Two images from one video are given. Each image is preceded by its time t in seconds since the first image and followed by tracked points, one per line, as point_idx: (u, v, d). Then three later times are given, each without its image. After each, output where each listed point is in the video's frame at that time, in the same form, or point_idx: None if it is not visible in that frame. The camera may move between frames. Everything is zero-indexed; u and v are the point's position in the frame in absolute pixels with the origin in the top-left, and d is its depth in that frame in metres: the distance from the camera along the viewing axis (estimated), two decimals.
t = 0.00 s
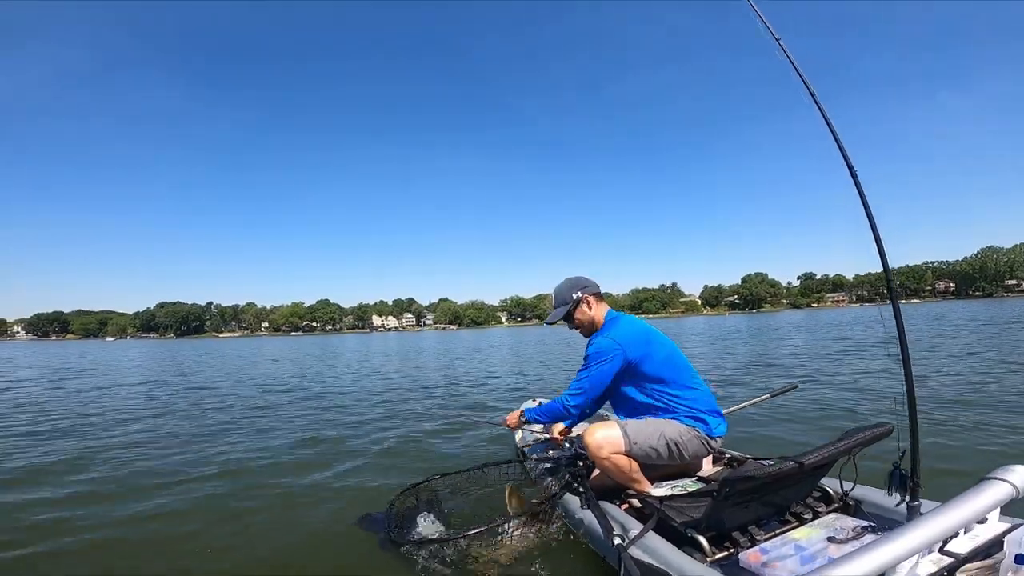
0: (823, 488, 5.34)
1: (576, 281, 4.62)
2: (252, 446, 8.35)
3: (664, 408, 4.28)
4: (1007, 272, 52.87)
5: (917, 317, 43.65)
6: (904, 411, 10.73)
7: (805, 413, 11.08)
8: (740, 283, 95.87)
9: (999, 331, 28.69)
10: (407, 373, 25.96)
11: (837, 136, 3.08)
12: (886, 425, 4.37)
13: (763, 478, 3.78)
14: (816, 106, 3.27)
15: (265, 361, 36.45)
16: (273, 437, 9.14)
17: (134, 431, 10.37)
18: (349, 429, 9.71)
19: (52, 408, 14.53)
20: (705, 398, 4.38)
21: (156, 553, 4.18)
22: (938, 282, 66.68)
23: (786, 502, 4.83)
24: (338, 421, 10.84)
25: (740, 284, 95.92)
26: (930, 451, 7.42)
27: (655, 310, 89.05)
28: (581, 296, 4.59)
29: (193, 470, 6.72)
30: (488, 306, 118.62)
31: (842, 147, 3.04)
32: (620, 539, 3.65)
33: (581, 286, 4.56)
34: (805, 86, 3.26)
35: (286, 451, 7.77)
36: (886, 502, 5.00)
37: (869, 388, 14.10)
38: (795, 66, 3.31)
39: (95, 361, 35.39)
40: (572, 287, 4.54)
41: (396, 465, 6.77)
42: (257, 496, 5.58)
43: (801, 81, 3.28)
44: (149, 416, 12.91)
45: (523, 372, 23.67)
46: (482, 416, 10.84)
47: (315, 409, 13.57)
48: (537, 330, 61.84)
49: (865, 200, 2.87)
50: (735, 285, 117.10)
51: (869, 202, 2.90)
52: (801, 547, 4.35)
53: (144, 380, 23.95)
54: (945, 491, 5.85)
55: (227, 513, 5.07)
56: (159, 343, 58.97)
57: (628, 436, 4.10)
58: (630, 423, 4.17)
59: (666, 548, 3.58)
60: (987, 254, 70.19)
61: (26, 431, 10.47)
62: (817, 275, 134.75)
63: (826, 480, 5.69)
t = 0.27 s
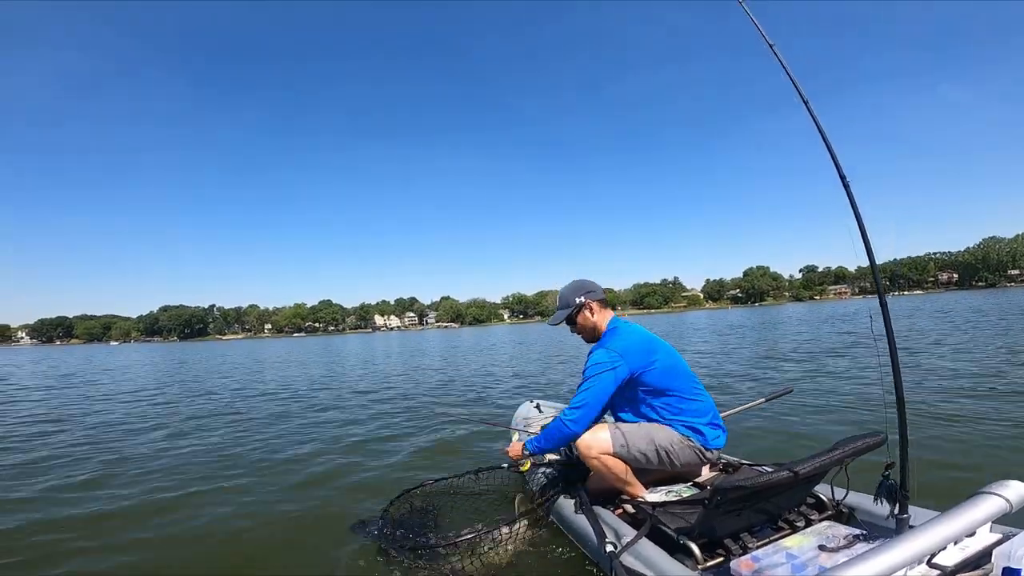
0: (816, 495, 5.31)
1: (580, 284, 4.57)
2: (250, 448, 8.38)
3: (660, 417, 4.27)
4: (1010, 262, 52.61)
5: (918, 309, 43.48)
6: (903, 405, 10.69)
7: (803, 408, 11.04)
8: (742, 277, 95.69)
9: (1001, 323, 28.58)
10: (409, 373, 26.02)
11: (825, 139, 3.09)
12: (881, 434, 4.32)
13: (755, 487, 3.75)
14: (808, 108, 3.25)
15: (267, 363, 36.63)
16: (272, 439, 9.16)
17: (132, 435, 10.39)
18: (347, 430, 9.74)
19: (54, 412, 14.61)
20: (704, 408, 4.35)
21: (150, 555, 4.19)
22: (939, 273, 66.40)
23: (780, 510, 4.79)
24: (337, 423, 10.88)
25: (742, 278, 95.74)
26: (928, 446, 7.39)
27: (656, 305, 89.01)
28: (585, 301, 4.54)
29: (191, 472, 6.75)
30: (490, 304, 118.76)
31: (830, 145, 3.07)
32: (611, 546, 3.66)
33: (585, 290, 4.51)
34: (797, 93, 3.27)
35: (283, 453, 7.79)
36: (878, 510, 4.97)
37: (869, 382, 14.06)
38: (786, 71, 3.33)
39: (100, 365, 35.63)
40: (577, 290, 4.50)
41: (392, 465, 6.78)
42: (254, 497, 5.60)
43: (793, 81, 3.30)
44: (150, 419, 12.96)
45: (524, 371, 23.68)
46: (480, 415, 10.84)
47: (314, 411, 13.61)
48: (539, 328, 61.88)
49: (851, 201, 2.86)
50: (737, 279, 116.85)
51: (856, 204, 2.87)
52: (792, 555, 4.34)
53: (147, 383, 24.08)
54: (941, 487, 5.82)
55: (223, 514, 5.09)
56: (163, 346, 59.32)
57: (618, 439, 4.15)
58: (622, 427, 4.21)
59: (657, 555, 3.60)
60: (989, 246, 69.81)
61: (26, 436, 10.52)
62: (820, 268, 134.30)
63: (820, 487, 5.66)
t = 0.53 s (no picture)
0: (816, 492, 5.33)
1: (586, 281, 4.70)
2: (256, 447, 8.46)
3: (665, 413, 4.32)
4: (1017, 251, 52.17)
5: (923, 299, 43.27)
6: (906, 395, 10.68)
7: (806, 400, 11.05)
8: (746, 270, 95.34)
9: (1007, 313, 28.40)
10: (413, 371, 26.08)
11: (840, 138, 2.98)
12: (884, 430, 4.34)
13: (759, 480, 3.79)
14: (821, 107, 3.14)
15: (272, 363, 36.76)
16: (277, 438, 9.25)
17: (139, 436, 10.51)
18: (351, 428, 9.82)
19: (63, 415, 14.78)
20: (707, 405, 4.41)
21: (160, 553, 4.27)
22: (945, 263, 65.99)
23: (781, 505, 4.82)
24: (341, 421, 10.95)
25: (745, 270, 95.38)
26: (930, 436, 7.40)
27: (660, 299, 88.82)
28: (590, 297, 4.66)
29: (199, 472, 6.83)
30: (494, 300, 118.86)
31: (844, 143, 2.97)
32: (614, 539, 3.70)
33: (591, 287, 4.64)
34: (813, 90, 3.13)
35: (289, 451, 7.87)
36: (878, 506, 4.98)
37: (873, 373, 14.03)
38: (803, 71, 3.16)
39: (107, 368, 35.86)
40: (583, 287, 4.63)
41: (396, 462, 6.85)
42: (261, 496, 5.67)
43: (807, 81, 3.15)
44: (158, 420, 13.10)
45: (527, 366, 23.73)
46: (482, 412, 10.91)
47: (319, 409, 13.71)
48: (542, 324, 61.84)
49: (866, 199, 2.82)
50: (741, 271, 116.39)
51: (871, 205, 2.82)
52: (793, 549, 4.37)
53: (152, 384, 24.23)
54: (942, 476, 5.85)
55: (231, 513, 5.16)
56: (168, 348, 59.63)
57: (628, 438, 4.17)
58: (632, 425, 4.22)
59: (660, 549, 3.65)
60: (994, 234, 69.30)
61: (35, 438, 10.66)
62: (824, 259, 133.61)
63: (820, 484, 5.68)
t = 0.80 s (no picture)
0: (803, 513, 5.32)
1: (581, 302, 4.78)
2: (252, 449, 8.54)
3: (658, 437, 4.39)
4: None
5: (929, 289, 42.80)
6: (905, 388, 10.61)
7: (804, 395, 11.00)
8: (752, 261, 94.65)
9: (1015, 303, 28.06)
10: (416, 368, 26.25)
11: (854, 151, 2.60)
12: (872, 458, 4.34)
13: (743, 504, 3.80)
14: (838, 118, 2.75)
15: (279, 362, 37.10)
16: (276, 441, 9.36)
17: (140, 439, 10.64)
18: (348, 429, 9.89)
19: (68, 418, 14.98)
20: (699, 427, 4.48)
21: (148, 560, 4.35)
22: (953, 251, 65.18)
23: (764, 527, 4.79)
24: (339, 422, 11.05)
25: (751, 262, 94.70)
26: (925, 431, 7.36)
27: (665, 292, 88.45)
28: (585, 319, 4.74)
29: (195, 475, 6.91)
30: (499, 296, 118.84)
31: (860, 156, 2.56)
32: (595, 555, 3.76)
33: (586, 308, 4.72)
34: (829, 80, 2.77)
35: (284, 453, 7.95)
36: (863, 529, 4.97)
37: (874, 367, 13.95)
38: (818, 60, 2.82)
39: (117, 371, 36.36)
40: (578, 308, 4.70)
41: (389, 463, 6.91)
42: (254, 499, 5.74)
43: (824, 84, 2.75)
44: (160, 422, 13.25)
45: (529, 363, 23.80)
46: (478, 411, 10.95)
47: (319, 410, 13.82)
48: (547, 320, 61.81)
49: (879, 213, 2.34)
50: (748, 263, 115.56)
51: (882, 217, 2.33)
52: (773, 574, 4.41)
53: (159, 386, 24.50)
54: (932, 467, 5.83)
55: (223, 517, 5.24)
56: (177, 350, 60.23)
57: (621, 461, 4.20)
58: (624, 448, 4.25)
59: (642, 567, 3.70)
60: (1004, 222, 68.28)
61: (38, 442, 10.81)
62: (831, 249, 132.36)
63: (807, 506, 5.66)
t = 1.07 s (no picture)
0: (813, 499, 5.29)
1: (603, 294, 4.80)
2: (256, 448, 8.50)
3: (678, 424, 4.33)
4: None
5: (933, 292, 42.66)
6: (912, 390, 10.56)
7: (810, 397, 10.94)
8: (754, 263, 94.69)
9: (1020, 306, 28.03)
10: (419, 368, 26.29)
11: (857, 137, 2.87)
12: (882, 441, 4.30)
13: (755, 486, 3.78)
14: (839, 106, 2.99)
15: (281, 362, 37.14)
16: (282, 438, 9.40)
17: (143, 438, 10.60)
18: (352, 428, 9.84)
19: (70, 416, 14.96)
20: (717, 416, 4.44)
21: (161, 554, 4.38)
22: (957, 255, 65.01)
23: (776, 511, 4.76)
24: (345, 420, 11.09)
25: (754, 264, 94.74)
26: (934, 433, 7.31)
27: (667, 294, 88.38)
28: (605, 310, 4.74)
29: (200, 474, 6.88)
30: (501, 297, 118.77)
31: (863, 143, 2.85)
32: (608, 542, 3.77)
33: (608, 301, 4.72)
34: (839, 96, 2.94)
35: (289, 452, 7.91)
36: (874, 515, 4.94)
37: (879, 369, 13.94)
38: (826, 70, 2.97)
39: (120, 369, 36.45)
40: (600, 300, 4.71)
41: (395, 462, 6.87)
42: (261, 497, 5.71)
43: (825, 73, 2.97)
44: (163, 421, 13.21)
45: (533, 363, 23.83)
46: (482, 409, 10.90)
47: (322, 409, 13.78)
48: (550, 320, 61.84)
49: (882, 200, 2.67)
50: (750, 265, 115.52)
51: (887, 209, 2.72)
52: (787, 557, 4.38)
53: (163, 385, 24.56)
54: (945, 473, 5.78)
55: (230, 515, 5.22)
56: (180, 348, 60.44)
57: (638, 447, 4.18)
58: (643, 434, 4.21)
59: (656, 553, 3.71)
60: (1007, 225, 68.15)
61: (46, 440, 10.88)
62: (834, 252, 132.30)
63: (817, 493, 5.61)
